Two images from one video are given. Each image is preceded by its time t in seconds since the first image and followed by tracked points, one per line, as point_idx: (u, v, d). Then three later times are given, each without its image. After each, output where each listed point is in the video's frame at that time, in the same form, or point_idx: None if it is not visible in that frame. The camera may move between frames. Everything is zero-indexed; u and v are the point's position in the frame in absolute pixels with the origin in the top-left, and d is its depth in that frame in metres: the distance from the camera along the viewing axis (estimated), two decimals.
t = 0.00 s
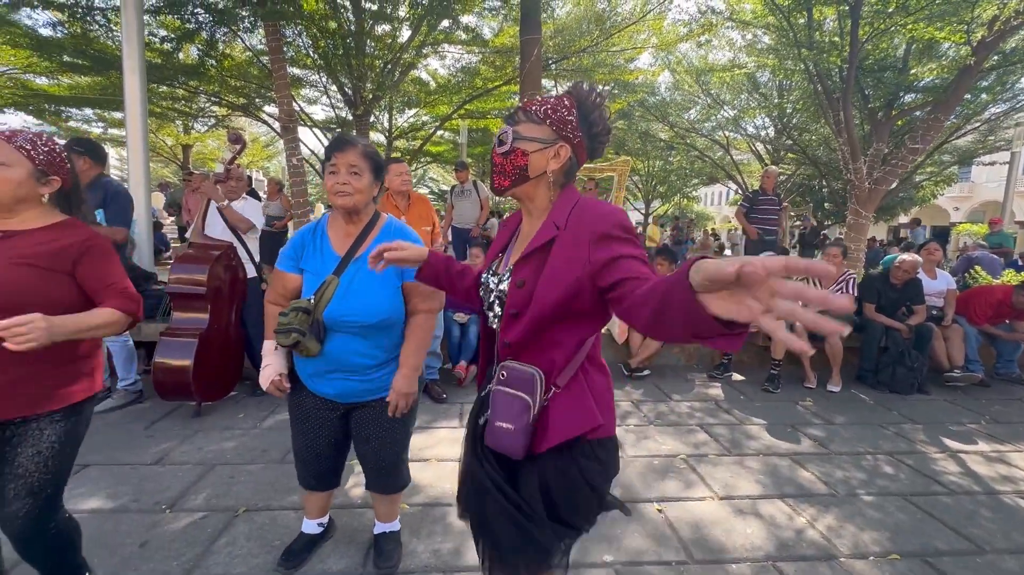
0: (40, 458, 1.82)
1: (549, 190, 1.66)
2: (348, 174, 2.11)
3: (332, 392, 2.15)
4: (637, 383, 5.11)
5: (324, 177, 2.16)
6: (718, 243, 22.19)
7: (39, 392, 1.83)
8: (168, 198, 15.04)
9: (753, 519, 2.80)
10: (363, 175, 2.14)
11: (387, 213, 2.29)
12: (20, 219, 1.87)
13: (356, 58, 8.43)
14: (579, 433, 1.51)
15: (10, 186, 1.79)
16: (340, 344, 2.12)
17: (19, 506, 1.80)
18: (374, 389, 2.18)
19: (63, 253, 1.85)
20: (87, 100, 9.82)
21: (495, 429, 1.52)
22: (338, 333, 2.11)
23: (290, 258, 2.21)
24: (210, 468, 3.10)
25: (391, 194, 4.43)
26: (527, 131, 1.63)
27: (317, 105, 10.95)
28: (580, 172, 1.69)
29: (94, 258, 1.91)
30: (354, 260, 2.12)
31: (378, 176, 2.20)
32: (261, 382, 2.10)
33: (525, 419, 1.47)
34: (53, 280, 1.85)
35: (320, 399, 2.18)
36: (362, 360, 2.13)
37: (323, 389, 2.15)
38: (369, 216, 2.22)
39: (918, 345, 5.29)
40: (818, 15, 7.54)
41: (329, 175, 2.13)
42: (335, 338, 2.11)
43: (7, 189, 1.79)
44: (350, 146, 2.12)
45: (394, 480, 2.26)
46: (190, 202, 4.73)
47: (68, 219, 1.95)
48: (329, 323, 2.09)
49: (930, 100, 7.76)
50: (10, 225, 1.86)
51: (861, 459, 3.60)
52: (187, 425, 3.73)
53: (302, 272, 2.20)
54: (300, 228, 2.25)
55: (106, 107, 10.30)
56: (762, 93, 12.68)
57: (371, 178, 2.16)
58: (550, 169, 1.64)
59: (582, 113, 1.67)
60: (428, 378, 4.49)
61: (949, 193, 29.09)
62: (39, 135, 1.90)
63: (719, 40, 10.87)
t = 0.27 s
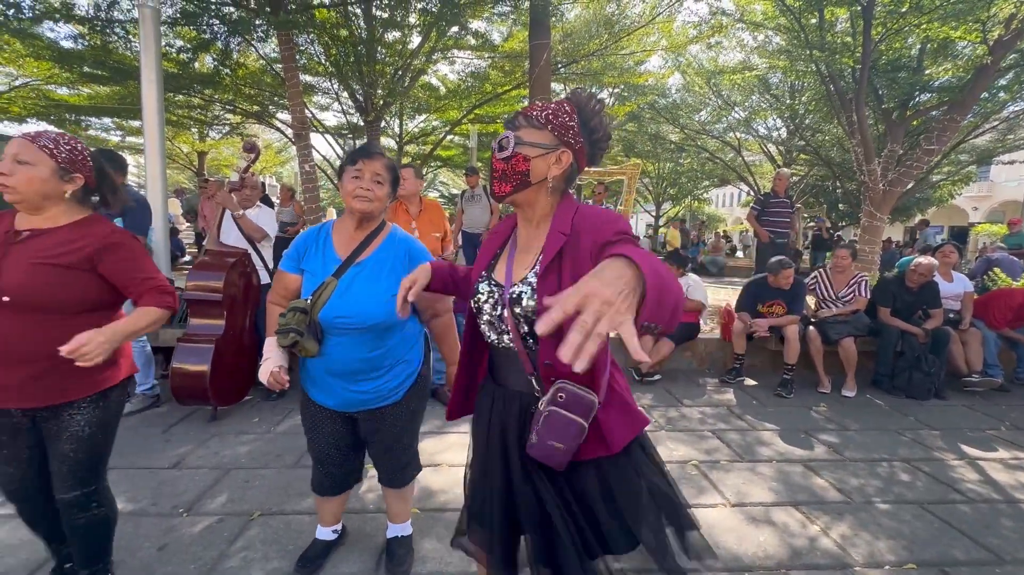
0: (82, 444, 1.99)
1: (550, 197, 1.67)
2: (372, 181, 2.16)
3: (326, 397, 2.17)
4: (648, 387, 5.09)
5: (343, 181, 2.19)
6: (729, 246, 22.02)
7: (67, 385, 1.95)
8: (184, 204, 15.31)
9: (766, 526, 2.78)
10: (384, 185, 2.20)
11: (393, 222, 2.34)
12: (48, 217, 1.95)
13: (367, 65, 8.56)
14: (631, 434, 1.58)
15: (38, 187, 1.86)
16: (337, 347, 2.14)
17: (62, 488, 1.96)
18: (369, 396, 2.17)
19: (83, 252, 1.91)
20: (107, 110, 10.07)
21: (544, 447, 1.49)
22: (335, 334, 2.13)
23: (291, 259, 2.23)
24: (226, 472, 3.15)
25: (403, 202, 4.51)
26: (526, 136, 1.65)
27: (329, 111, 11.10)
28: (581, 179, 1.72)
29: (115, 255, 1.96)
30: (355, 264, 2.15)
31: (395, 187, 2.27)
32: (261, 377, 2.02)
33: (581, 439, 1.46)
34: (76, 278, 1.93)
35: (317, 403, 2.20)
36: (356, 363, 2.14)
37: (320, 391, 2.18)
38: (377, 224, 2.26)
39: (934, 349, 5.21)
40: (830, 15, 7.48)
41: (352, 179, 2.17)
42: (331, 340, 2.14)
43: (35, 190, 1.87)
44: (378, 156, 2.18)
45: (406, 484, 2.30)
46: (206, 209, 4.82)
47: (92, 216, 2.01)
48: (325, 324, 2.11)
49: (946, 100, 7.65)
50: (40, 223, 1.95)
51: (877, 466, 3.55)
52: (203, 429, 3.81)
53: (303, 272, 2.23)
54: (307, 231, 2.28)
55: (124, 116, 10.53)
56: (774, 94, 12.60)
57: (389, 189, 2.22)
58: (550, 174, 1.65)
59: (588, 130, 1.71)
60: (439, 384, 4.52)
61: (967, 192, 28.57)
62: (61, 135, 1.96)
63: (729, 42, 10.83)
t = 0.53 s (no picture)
0: (127, 436, 2.11)
1: (559, 206, 1.70)
2: (366, 191, 2.21)
3: (332, 402, 2.21)
4: (657, 390, 5.09)
5: (337, 191, 2.23)
6: (741, 246, 21.83)
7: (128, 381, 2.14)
8: (199, 208, 15.57)
9: (776, 530, 2.78)
10: (378, 194, 2.25)
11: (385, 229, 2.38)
12: (90, 233, 2.11)
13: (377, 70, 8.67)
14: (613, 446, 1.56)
15: (97, 209, 2.05)
16: (340, 352, 2.19)
17: (106, 473, 2.07)
18: (374, 399, 2.22)
19: (135, 264, 2.11)
20: (124, 116, 10.28)
21: (530, 451, 1.49)
22: (338, 340, 2.18)
23: (288, 268, 2.26)
24: (241, 473, 3.22)
25: (412, 207, 4.54)
26: (534, 146, 1.68)
27: (340, 115, 11.24)
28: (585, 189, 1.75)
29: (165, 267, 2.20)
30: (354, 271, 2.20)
31: (388, 195, 2.32)
32: (267, 394, 2.11)
33: (565, 442, 1.48)
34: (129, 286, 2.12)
35: (324, 408, 2.24)
36: (360, 369, 2.18)
37: (325, 397, 2.22)
38: (370, 231, 2.31)
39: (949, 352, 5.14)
40: (841, 14, 7.42)
41: (346, 189, 2.21)
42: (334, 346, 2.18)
43: (94, 212, 2.05)
44: (370, 165, 2.23)
45: (415, 484, 2.34)
46: (221, 215, 4.92)
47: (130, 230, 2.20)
48: (329, 331, 2.16)
49: (961, 98, 7.55)
50: (80, 241, 2.09)
51: (889, 469, 3.53)
52: (219, 430, 3.89)
53: (302, 282, 2.26)
54: (299, 239, 2.30)
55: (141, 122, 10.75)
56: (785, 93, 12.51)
57: (383, 197, 2.27)
58: (558, 183, 1.68)
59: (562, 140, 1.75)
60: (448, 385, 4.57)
61: (985, 191, 28.06)
62: (98, 159, 2.13)
63: (739, 42, 10.77)
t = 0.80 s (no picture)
0: (193, 411, 2.36)
1: (570, 207, 1.71)
2: (363, 186, 2.23)
3: (358, 398, 2.24)
4: (667, 389, 5.07)
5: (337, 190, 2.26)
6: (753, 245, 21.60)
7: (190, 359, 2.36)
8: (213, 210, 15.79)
9: (787, 529, 2.76)
10: (376, 187, 2.25)
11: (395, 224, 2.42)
12: (142, 226, 2.26)
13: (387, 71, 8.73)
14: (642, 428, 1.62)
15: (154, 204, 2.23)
16: (363, 348, 2.22)
17: (188, 445, 2.36)
18: (401, 393, 2.27)
19: (194, 253, 2.33)
20: (141, 120, 10.47)
21: (586, 454, 1.48)
22: (359, 338, 2.22)
23: (304, 269, 2.30)
24: (254, 469, 3.27)
25: (421, 207, 4.63)
26: (559, 145, 1.68)
27: (351, 117, 11.33)
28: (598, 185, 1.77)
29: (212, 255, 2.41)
30: (369, 268, 2.25)
31: (388, 187, 2.32)
32: (285, 393, 2.28)
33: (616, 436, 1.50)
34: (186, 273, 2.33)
35: (349, 405, 2.26)
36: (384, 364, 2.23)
37: (351, 395, 2.24)
38: (381, 227, 2.34)
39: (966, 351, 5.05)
40: (855, 9, 7.32)
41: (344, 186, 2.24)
42: (356, 342, 2.21)
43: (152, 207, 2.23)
44: (364, 160, 2.24)
45: (426, 479, 2.36)
46: (234, 215, 4.99)
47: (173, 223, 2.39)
48: (350, 328, 2.18)
49: (979, 93, 7.41)
50: (133, 234, 2.24)
51: (903, 470, 3.48)
52: (233, 426, 3.95)
53: (318, 281, 2.31)
54: (312, 240, 2.33)
55: (157, 125, 10.93)
56: (798, 90, 12.38)
57: (382, 189, 2.27)
58: (574, 184, 1.69)
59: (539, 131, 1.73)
60: (459, 384, 4.59)
61: (1005, 188, 27.47)
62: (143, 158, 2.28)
63: (751, 39, 10.67)
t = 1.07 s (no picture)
0: (228, 397, 2.49)
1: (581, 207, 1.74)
2: (381, 184, 2.25)
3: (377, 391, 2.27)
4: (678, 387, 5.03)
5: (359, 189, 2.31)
6: (766, 243, 21.36)
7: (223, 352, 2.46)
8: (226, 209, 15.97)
9: (799, 528, 2.73)
10: (394, 184, 2.27)
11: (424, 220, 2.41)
12: (186, 227, 2.43)
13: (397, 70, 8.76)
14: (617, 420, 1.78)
15: (190, 204, 2.38)
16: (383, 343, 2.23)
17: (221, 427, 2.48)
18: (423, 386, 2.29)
19: (231, 251, 2.48)
20: (156, 120, 10.62)
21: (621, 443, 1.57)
22: (379, 331, 2.23)
23: (335, 262, 2.35)
24: (266, 463, 3.31)
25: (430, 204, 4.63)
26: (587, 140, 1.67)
27: (361, 116, 11.40)
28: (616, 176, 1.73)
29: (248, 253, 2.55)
30: (393, 263, 2.25)
31: (408, 183, 2.32)
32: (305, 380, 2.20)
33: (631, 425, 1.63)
34: (223, 271, 2.47)
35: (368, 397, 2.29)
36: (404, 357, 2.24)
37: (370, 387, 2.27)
38: (408, 222, 2.35)
39: (985, 350, 4.95)
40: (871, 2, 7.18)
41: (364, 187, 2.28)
42: (377, 336, 2.22)
43: (188, 206, 2.38)
44: (381, 158, 2.26)
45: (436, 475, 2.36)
46: (247, 213, 5.05)
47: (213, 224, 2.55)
48: (372, 321, 2.21)
49: (1000, 86, 7.23)
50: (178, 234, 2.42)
51: (920, 470, 3.41)
52: (245, 422, 4.00)
53: (347, 275, 2.34)
54: (345, 236, 2.39)
55: (171, 125, 11.09)
56: (812, 85, 12.20)
57: (402, 186, 2.28)
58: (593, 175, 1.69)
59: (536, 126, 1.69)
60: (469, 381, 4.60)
61: None
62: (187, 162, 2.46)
63: (764, 34, 10.54)
